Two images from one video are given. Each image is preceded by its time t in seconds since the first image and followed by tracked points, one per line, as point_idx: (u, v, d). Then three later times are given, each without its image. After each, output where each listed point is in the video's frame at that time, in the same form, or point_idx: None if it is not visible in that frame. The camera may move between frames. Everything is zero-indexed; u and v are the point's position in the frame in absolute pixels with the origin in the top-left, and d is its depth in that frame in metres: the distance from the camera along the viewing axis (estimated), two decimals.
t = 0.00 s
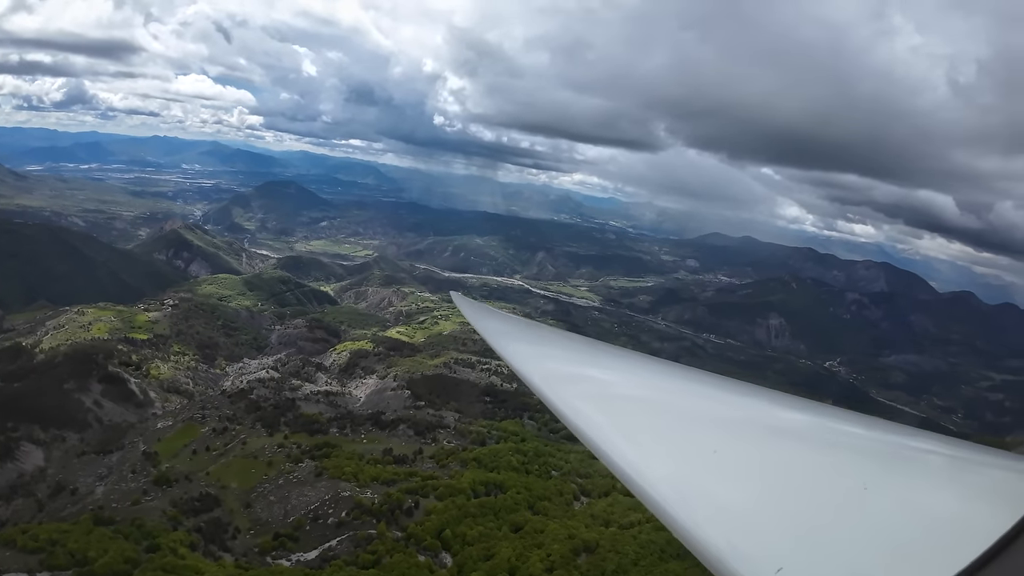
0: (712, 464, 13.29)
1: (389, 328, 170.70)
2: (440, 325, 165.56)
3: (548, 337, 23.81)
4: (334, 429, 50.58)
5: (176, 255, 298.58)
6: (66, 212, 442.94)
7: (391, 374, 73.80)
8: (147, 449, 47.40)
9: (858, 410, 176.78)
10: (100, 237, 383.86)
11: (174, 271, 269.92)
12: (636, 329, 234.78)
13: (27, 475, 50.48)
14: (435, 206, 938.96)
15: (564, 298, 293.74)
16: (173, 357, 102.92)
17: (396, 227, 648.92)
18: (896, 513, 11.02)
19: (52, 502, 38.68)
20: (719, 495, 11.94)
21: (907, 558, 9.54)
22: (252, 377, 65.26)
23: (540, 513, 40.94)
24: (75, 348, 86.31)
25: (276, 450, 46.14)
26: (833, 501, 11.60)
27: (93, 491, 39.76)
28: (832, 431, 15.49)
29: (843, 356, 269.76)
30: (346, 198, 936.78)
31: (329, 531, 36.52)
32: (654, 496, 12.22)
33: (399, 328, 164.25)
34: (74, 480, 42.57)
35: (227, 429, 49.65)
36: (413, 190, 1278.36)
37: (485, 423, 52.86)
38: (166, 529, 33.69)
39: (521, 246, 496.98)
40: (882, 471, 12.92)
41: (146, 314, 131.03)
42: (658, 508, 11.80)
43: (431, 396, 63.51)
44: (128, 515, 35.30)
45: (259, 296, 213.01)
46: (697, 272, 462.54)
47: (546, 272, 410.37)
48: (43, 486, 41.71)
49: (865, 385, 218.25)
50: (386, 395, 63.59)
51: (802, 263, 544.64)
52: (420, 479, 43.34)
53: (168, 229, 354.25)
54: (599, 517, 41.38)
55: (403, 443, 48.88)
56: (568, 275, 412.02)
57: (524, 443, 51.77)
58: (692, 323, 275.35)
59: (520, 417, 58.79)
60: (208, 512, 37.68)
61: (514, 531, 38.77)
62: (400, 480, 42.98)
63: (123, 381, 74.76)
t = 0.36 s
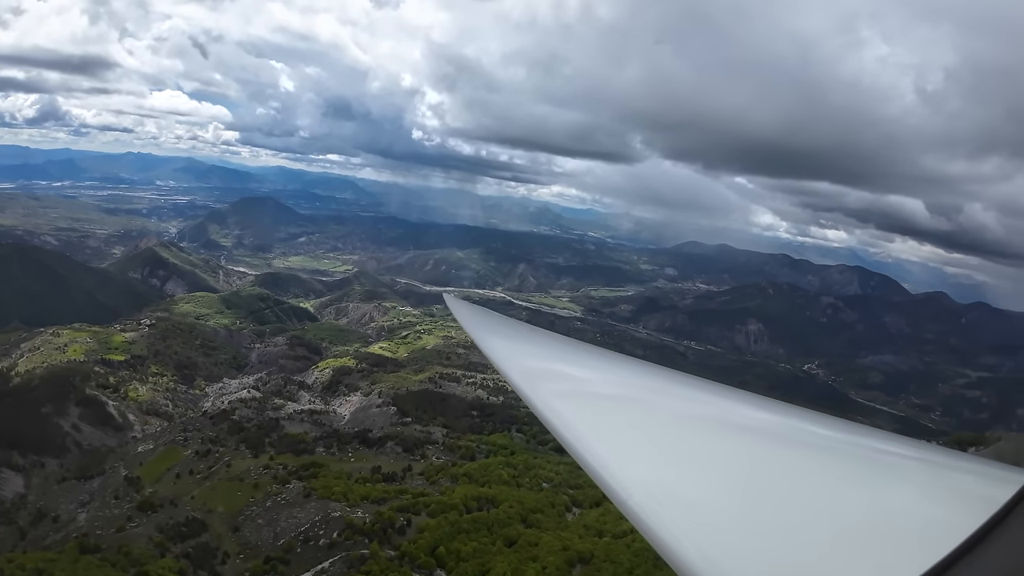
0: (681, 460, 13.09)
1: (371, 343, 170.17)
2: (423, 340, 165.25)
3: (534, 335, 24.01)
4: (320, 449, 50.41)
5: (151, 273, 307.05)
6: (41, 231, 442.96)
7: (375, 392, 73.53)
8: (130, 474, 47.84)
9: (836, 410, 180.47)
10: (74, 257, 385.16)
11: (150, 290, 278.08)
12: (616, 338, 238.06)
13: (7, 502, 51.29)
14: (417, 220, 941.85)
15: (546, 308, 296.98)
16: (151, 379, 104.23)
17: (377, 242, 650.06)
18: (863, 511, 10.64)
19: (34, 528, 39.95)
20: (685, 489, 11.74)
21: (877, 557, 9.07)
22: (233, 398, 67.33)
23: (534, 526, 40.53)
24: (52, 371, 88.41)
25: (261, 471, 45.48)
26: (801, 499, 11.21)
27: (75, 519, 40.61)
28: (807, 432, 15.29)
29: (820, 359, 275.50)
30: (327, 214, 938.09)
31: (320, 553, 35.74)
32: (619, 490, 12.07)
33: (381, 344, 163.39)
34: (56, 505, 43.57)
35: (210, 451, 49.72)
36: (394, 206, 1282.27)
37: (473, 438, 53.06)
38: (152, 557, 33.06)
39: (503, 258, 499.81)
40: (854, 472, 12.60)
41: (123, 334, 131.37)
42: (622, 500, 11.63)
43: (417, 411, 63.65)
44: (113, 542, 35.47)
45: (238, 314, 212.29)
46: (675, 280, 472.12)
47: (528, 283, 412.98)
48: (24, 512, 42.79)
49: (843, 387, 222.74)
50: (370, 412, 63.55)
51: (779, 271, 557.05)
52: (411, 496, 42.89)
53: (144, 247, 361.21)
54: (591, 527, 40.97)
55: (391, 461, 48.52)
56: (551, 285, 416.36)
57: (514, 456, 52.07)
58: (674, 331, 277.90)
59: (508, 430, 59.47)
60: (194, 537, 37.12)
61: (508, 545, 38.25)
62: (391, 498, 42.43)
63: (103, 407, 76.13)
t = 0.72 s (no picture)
0: (666, 453, 13.75)
1: (355, 362, 167.94)
2: (409, 357, 163.50)
3: (534, 339, 25.28)
4: (309, 471, 49.81)
5: (129, 295, 305.49)
6: (15, 255, 438.95)
7: (362, 412, 72.77)
8: (116, 503, 48.20)
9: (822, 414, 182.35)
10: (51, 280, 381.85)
11: (128, 311, 276.73)
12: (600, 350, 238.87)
13: None
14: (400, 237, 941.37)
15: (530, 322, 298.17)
16: (132, 404, 105.45)
17: (359, 260, 647.85)
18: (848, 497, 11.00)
19: (18, 561, 41.82)
20: (668, 479, 12.39)
21: (848, 539, 9.53)
22: (218, 422, 66.87)
23: (530, 542, 39.45)
24: (32, 396, 91.54)
25: (251, 496, 44.51)
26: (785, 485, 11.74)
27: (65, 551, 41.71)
28: (792, 422, 15.98)
29: (802, 364, 279.05)
30: (309, 232, 934.97)
31: None
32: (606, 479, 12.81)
33: (366, 363, 161.12)
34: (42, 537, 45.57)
35: (196, 477, 49.10)
36: (376, 224, 1280.34)
37: (464, 455, 52.81)
38: None
39: (487, 272, 500.59)
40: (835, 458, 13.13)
41: (101, 359, 133.47)
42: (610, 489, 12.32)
43: (406, 430, 63.05)
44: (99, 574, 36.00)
45: (218, 336, 208.83)
46: (657, 290, 478.34)
47: (512, 296, 414.53)
48: (11, 542, 44.89)
49: (827, 390, 225.62)
50: (359, 432, 63.10)
51: (759, 279, 566.49)
52: (404, 516, 41.91)
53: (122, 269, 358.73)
54: (588, 540, 40.06)
55: (383, 481, 47.83)
56: (535, 297, 418.47)
57: (506, 472, 51.96)
58: (657, 340, 280.14)
59: (499, 447, 59.57)
60: (182, 569, 36.51)
61: (505, 563, 36.82)
62: (384, 519, 41.37)
63: (86, 435, 80.07)
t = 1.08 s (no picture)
0: (649, 439, 14.05)
1: (345, 380, 166.01)
2: (399, 374, 162.02)
3: (526, 341, 25.42)
4: (303, 493, 49.14)
5: (113, 316, 300.27)
6: None
7: (353, 431, 71.99)
8: (108, 531, 47.52)
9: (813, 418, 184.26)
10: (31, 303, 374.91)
11: (111, 334, 272.32)
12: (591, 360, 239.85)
13: None
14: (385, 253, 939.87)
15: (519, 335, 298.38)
16: (118, 428, 103.70)
17: (344, 276, 644.54)
18: (837, 492, 10.67)
19: None
20: (647, 463, 12.66)
21: (819, 517, 9.71)
22: (206, 445, 65.99)
23: (532, 557, 38.38)
24: (19, 421, 91.46)
25: (245, 520, 43.79)
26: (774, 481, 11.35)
27: None
28: (779, 417, 15.96)
29: (789, 368, 282.85)
30: (293, 249, 929.07)
31: None
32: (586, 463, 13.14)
33: (356, 381, 159.18)
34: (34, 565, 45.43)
35: (187, 501, 48.27)
36: (360, 241, 1276.68)
37: (460, 472, 52.35)
38: None
39: (474, 286, 501.30)
40: (825, 452, 12.87)
41: (86, 382, 132.06)
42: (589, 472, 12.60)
43: (400, 448, 62.46)
44: None
45: (204, 356, 205.26)
46: (643, 300, 483.25)
47: (500, 310, 415.02)
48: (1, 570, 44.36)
49: (815, 394, 228.76)
50: (351, 451, 62.42)
51: (742, 287, 575.04)
52: (403, 536, 41.00)
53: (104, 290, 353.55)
54: (588, 552, 39.05)
55: (379, 501, 47.14)
56: (523, 309, 419.23)
57: (503, 487, 51.68)
58: (645, 350, 282.00)
59: (495, 462, 59.50)
60: None
61: None
62: (382, 540, 40.51)
63: (72, 459, 79.80)
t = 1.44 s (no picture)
0: (647, 432, 14.91)
1: (340, 395, 164.33)
2: (395, 387, 160.55)
3: (533, 342, 26.31)
4: (303, 511, 48.61)
5: (103, 335, 295.99)
6: None
7: (351, 446, 71.48)
8: (106, 554, 46.96)
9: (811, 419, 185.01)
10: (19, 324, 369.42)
11: (102, 354, 268.86)
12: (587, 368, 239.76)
13: None
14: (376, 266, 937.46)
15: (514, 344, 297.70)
16: (112, 449, 102.58)
17: (335, 291, 641.31)
18: (819, 482, 11.74)
19: None
20: (644, 456, 13.50)
21: (807, 514, 10.48)
22: (202, 463, 65.33)
23: (536, 568, 38.06)
24: (13, 444, 91.75)
25: (245, 539, 43.24)
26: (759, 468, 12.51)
27: None
28: (775, 409, 16.71)
29: (782, 371, 284.63)
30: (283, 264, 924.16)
31: None
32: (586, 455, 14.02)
33: (350, 395, 157.50)
34: None
35: (186, 521, 47.67)
36: (350, 254, 1272.67)
37: (461, 485, 52.07)
38: None
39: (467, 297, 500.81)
40: (814, 443, 13.91)
41: (79, 404, 131.08)
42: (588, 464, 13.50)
43: (399, 463, 61.98)
44: None
45: (196, 374, 202.29)
46: (635, 307, 485.91)
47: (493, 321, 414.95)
48: None
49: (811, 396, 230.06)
50: (349, 467, 61.99)
51: (732, 292, 579.56)
52: (406, 551, 40.48)
53: (94, 309, 348.82)
54: (593, 562, 38.47)
55: (380, 517, 46.67)
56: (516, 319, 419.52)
57: (504, 499, 51.63)
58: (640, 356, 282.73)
59: (495, 473, 59.33)
60: None
61: None
62: (385, 556, 40.00)
63: (67, 481, 79.91)
